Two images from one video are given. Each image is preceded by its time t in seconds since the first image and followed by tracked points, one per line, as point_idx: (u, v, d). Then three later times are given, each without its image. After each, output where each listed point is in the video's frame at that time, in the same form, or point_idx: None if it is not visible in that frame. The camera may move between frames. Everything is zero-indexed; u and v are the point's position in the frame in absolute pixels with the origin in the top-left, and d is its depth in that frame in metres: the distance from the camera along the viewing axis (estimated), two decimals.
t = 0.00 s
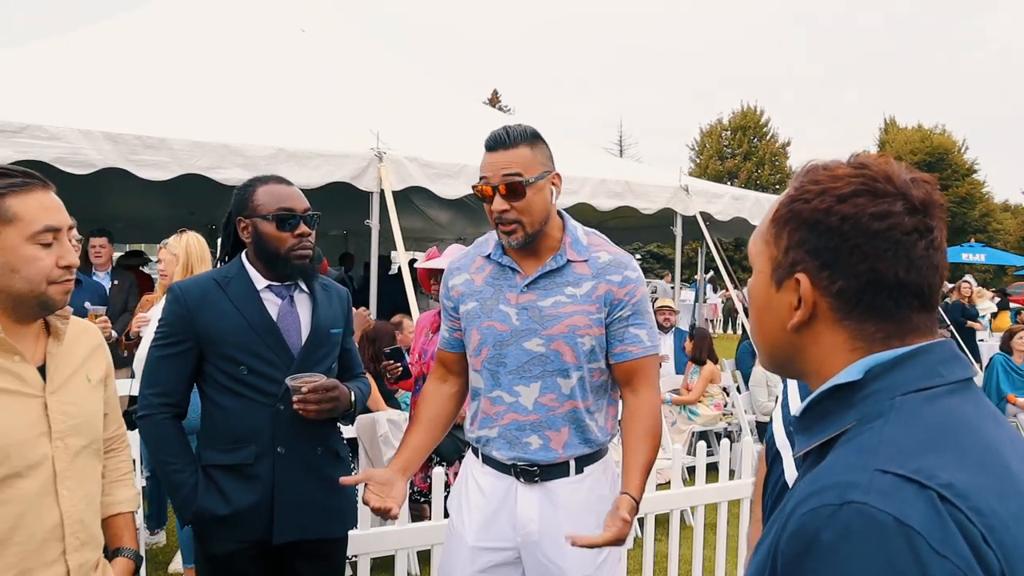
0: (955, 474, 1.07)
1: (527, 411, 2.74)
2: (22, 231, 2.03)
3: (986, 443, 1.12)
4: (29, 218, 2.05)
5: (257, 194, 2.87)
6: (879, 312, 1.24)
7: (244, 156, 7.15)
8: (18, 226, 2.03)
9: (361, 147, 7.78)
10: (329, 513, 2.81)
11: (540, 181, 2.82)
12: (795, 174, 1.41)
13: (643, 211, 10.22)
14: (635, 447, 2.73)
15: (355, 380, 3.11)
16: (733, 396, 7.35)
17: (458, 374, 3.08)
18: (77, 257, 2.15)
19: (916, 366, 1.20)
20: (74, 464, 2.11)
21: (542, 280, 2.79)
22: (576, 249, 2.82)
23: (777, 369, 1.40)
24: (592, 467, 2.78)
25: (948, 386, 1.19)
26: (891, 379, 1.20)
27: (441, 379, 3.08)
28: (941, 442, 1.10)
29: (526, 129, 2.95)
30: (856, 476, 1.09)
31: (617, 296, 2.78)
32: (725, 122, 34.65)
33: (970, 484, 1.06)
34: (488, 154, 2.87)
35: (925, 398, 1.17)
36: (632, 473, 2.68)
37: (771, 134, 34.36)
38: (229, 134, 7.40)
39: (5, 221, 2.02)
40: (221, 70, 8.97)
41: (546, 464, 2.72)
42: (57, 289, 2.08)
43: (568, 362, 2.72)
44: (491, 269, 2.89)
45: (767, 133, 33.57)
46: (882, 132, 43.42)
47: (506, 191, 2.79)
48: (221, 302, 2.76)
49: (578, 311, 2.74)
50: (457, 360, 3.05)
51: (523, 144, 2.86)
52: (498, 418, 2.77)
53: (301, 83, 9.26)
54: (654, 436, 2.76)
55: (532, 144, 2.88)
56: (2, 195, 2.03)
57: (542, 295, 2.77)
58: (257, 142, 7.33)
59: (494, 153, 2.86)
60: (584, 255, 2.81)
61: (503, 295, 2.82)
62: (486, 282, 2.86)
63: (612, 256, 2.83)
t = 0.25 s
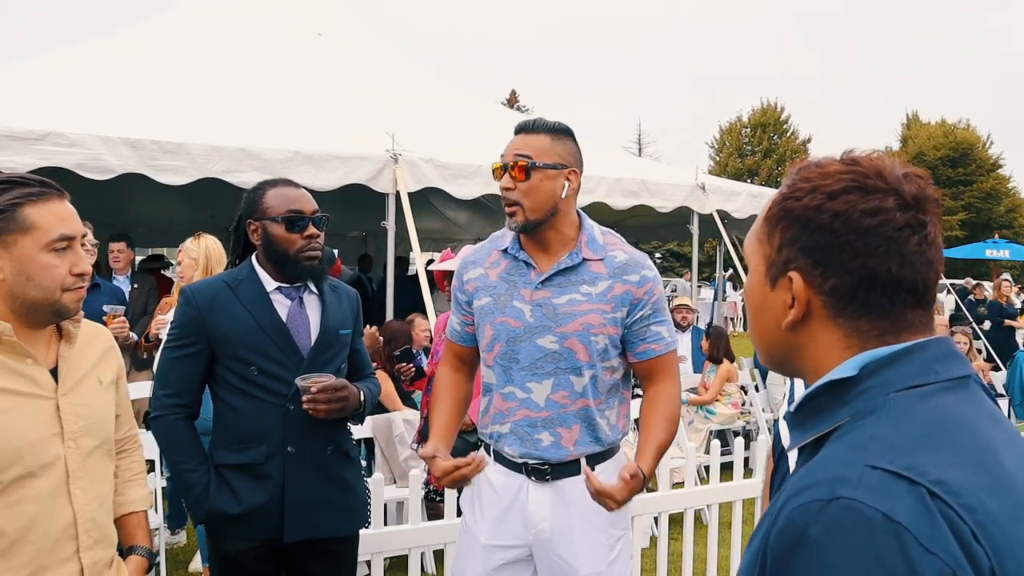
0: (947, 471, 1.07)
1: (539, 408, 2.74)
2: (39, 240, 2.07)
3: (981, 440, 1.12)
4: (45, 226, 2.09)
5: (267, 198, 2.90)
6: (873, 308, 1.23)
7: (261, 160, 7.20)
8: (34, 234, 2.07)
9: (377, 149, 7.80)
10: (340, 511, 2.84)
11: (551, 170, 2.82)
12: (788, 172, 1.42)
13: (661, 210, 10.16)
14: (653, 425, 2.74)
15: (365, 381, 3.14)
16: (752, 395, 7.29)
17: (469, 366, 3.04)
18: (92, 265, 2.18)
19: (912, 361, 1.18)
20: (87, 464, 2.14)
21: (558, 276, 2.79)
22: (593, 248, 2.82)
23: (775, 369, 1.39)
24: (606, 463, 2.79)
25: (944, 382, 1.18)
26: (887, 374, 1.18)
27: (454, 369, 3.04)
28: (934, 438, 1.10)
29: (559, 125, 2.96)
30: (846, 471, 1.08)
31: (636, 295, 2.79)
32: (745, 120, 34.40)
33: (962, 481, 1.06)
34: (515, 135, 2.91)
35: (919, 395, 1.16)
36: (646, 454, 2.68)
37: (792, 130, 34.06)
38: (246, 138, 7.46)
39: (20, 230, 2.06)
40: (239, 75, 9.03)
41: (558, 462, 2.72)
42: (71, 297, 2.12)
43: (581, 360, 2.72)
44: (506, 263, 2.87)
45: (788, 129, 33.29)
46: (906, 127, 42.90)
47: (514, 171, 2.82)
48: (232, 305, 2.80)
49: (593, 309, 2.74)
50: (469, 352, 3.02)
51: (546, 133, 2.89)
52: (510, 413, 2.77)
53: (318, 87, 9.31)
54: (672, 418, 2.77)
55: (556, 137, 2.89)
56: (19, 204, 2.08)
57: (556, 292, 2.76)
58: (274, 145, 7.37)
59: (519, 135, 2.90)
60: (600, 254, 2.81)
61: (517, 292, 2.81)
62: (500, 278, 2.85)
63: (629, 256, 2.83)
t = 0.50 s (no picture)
0: (946, 471, 1.08)
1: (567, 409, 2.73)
2: (66, 241, 2.13)
3: (984, 443, 1.13)
4: (71, 227, 2.15)
5: (286, 200, 2.96)
6: (876, 310, 1.25)
7: (283, 161, 7.27)
8: (60, 236, 2.13)
9: (396, 150, 7.85)
10: (356, 509, 2.89)
11: (572, 174, 2.81)
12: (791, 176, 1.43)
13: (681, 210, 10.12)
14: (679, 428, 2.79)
15: (381, 381, 3.19)
16: (772, 396, 7.25)
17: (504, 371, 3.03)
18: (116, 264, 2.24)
19: (916, 364, 1.20)
20: (109, 460, 2.19)
21: (586, 279, 2.79)
22: (620, 250, 2.82)
23: (782, 371, 1.40)
24: (631, 464, 2.79)
25: (948, 384, 1.19)
26: (891, 376, 1.20)
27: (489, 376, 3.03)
28: (935, 439, 1.11)
29: (576, 127, 2.95)
30: (845, 471, 1.10)
31: (664, 298, 2.78)
32: (768, 118, 34.16)
33: (961, 482, 1.07)
34: (533, 145, 2.91)
35: (922, 397, 1.17)
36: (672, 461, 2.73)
37: (816, 129, 33.78)
38: (268, 140, 7.54)
39: (47, 231, 2.12)
40: (261, 78, 9.13)
41: (586, 462, 2.71)
42: (96, 296, 2.18)
43: (609, 361, 2.72)
44: (534, 266, 2.87)
45: (811, 128, 33.01)
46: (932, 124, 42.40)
47: (537, 181, 2.82)
48: (252, 306, 2.85)
49: (622, 311, 2.74)
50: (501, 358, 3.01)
51: (564, 138, 2.88)
52: (538, 414, 2.76)
53: (339, 89, 9.38)
54: (696, 422, 2.82)
55: (574, 140, 2.88)
56: (45, 207, 2.14)
57: (585, 294, 2.77)
58: (295, 147, 7.44)
59: (536, 144, 2.90)
60: (628, 256, 2.81)
61: (545, 293, 2.81)
62: (528, 280, 2.86)
63: (656, 259, 2.83)
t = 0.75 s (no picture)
0: (940, 471, 1.09)
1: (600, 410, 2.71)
2: (93, 244, 2.18)
3: (982, 444, 1.13)
4: (98, 230, 2.20)
5: (307, 203, 3.00)
6: (880, 311, 1.26)
7: (305, 164, 7.33)
8: (88, 239, 2.18)
9: (416, 152, 7.88)
10: (375, 509, 2.92)
11: (605, 175, 2.82)
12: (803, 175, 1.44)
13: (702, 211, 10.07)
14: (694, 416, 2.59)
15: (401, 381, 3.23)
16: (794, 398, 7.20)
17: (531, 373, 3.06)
18: (140, 265, 2.29)
19: (917, 364, 1.20)
20: (134, 458, 2.24)
21: (616, 281, 2.77)
22: (649, 252, 2.79)
23: (789, 369, 1.42)
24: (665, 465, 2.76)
25: (949, 384, 1.19)
26: (893, 377, 1.20)
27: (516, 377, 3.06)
28: (931, 439, 1.12)
29: (595, 132, 2.97)
30: (839, 470, 1.12)
31: (691, 298, 2.72)
32: (790, 118, 33.92)
33: (954, 481, 1.08)
34: (557, 152, 2.92)
35: (921, 397, 1.17)
36: (675, 444, 2.53)
37: (839, 128, 33.47)
38: (289, 143, 7.60)
39: (76, 234, 2.17)
40: (283, 82, 9.20)
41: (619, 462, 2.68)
42: (122, 297, 2.23)
43: (641, 362, 2.68)
44: (565, 270, 2.88)
45: (834, 127, 32.72)
46: (958, 123, 41.88)
47: (570, 186, 2.82)
48: (273, 306, 2.89)
49: (651, 312, 2.70)
50: (530, 360, 3.04)
51: (590, 142, 2.89)
52: (571, 415, 2.74)
53: (359, 91, 9.43)
54: (715, 414, 2.60)
55: (601, 143, 2.89)
56: (73, 211, 2.19)
57: (616, 295, 2.75)
58: (316, 150, 7.50)
59: (563, 150, 2.91)
60: (657, 258, 2.77)
61: (576, 296, 2.81)
62: (560, 283, 2.86)
63: (685, 260, 2.78)
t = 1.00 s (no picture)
0: (936, 475, 1.09)
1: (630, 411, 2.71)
2: (118, 246, 2.23)
3: (983, 448, 1.13)
4: (124, 232, 2.25)
5: (328, 204, 3.04)
6: (884, 311, 1.26)
7: (326, 166, 7.38)
8: (113, 241, 2.23)
9: (436, 154, 7.91)
10: (394, 508, 2.94)
11: (632, 180, 2.83)
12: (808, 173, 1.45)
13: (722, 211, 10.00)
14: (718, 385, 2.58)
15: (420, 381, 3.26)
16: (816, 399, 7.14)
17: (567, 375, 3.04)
18: (164, 266, 2.33)
19: (920, 367, 1.20)
20: (158, 456, 2.27)
21: (644, 282, 2.76)
22: (677, 253, 2.77)
23: (796, 368, 1.43)
24: (695, 467, 2.75)
25: (952, 387, 1.19)
26: (895, 379, 1.20)
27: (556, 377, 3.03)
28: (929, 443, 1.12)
29: (618, 136, 2.98)
30: (835, 472, 1.12)
31: (719, 298, 2.70)
32: (812, 117, 33.66)
33: (952, 486, 1.08)
34: (583, 158, 2.94)
35: (922, 399, 1.17)
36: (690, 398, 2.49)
37: (862, 127, 33.17)
38: (311, 145, 7.66)
39: (101, 237, 2.21)
40: (303, 85, 9.28)
41: (648, 462, 2.68)
42: (147, 298, 2.27)
43: (670, 362, 2.68)
44: (593, 273, 2.87)
45: (857, 126, 32.44)
46: (983, 121, 41.41)
47: (597, 191, 2.82)
48: (293, 306, 2.93)
49: (679, 312, 2.68)
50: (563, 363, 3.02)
51: (614, 148, 2.90)
52: (602, 415, 2.75)
53: (379, 94, 9.48)
54: (740, 389, 2.58)
55: (625, 148, 2.91)
56: (99, 213, 2.24)
57: (644, 296, 2.73)
58: (337, 151, 7.55)
59: (588, 157, 2.92)
60: (684, 258, 2.75)
61: (605, 298, 2.80)
62: (589, 286, 2.86)
63: (713, 259, 2.76)
